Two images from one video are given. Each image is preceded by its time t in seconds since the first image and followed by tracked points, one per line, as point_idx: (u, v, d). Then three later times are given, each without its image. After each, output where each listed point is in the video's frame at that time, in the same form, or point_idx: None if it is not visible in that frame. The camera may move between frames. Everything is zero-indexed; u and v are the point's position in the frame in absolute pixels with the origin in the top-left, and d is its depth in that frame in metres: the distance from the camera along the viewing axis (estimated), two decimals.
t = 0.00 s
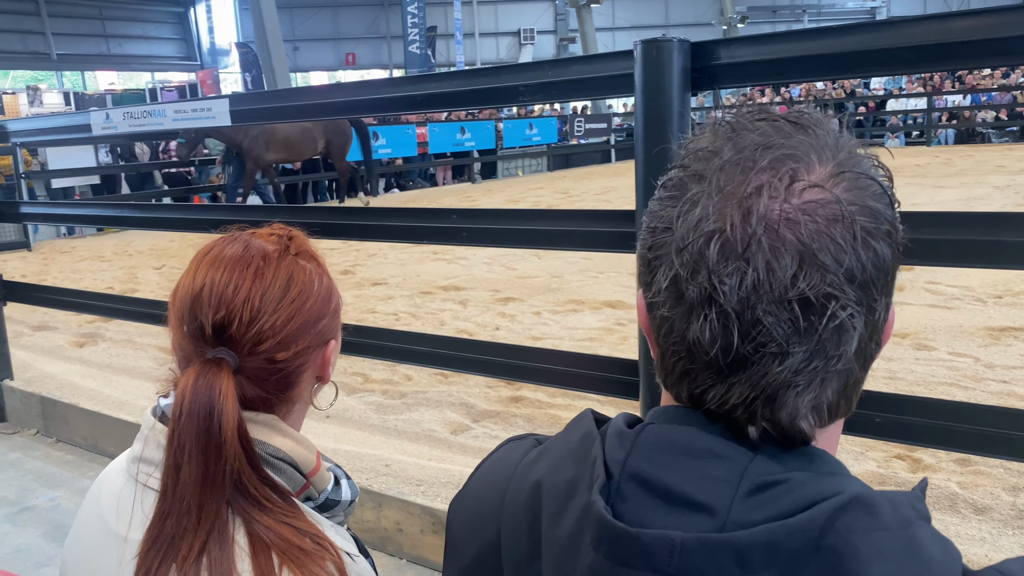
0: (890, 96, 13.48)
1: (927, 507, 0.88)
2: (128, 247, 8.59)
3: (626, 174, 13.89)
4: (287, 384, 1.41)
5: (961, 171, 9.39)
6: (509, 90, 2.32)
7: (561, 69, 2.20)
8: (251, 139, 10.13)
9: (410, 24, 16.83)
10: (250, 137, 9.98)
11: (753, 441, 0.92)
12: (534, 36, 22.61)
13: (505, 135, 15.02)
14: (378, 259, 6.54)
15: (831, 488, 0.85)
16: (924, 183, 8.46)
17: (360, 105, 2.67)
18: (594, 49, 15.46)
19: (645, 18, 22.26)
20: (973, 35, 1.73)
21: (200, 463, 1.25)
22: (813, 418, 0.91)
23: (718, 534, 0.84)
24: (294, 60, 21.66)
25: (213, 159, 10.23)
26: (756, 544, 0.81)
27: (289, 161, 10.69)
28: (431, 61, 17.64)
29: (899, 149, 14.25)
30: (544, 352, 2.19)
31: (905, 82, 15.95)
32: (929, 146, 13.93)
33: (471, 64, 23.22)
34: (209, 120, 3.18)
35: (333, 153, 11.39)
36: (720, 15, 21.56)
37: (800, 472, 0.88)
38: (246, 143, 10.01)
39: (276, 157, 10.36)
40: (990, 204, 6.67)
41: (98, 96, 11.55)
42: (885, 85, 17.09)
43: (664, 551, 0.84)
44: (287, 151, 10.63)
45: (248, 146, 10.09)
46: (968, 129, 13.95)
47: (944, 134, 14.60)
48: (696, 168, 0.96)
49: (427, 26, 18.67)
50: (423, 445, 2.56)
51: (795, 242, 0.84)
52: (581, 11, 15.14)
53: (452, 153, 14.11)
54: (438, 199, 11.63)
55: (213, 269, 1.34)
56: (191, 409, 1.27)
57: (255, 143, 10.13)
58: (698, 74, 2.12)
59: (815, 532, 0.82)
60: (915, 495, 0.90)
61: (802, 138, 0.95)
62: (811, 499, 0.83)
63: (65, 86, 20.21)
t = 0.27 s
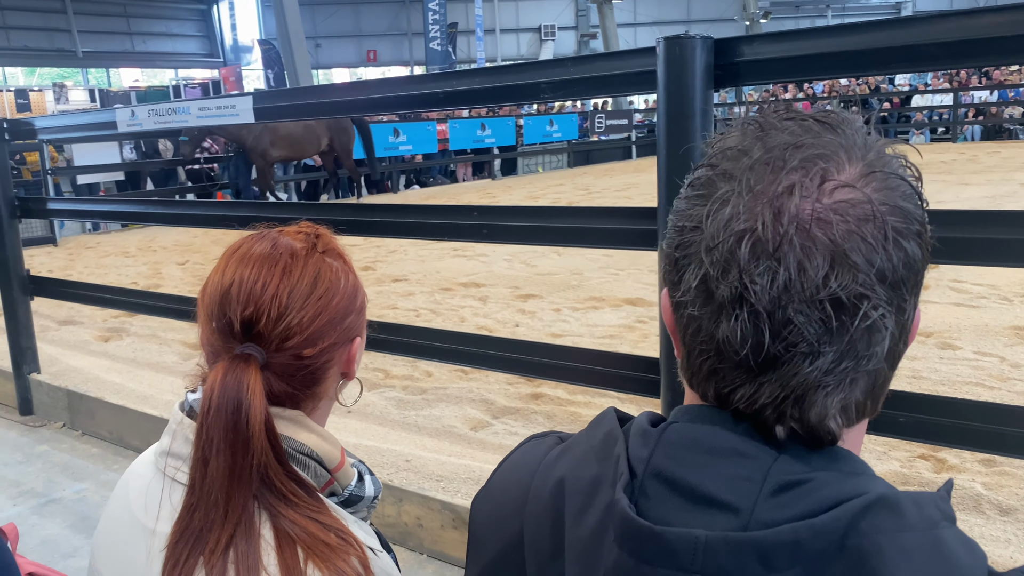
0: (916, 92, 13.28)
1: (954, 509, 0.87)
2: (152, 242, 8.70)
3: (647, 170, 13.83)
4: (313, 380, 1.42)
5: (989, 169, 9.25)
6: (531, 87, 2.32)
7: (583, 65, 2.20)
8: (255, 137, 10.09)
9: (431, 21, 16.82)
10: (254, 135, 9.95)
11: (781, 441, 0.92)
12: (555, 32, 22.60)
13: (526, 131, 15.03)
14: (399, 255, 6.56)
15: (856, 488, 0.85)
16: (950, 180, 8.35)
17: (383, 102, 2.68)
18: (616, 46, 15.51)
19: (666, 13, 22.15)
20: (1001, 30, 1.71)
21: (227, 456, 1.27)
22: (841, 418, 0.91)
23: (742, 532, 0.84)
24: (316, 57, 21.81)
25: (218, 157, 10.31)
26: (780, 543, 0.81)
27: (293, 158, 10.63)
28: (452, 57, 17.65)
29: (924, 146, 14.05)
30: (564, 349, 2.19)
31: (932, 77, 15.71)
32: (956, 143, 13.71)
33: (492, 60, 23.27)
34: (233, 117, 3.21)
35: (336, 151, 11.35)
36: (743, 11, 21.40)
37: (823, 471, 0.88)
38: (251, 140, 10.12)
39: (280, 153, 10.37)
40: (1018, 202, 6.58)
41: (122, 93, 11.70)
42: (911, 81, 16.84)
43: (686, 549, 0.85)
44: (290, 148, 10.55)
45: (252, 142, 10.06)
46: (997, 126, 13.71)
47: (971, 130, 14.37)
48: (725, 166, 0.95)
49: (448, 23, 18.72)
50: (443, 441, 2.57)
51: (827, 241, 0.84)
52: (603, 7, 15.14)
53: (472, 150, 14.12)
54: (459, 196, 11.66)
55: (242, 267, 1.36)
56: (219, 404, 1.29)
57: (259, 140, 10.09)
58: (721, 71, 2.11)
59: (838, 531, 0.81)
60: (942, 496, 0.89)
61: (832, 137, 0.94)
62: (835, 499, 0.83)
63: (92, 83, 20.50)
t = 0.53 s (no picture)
0: (943, 87, 13.10)
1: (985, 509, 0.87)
2: (177, 238, 8.84)
3: (670, 166, 13.77)
4: (339, 375, 1.43)
5: (1020, 165, 9.11)
6: (554, 83, 2.32)
7: (607, 61, 2.19)
8: (262, 135, 10.33)
9: (454, 18, 16.83)
10: (262, 132, 10.17)
11: (813, 439, 0.91)
12: (577, 28, 22.62)
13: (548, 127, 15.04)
14: (421, 251, 6.59)
15: (885, 486, 0.84)
16: (980, 176, 8.24)
17: (406, 98, 2.69)
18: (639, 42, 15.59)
19: (689, 9, 22.07)
20: None
21: (255, 450, 1.28)
22: (873, 415, 0.90)
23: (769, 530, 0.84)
24: (339, 54, 22.03)
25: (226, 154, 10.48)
26: (808, 540, 0.81)
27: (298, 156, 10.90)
28: (474, 54, 17.71)
29: (951, 142, 13.85)
30: (587, 345, 2.19)
31: (960, 73, 15.47)
32: (984, 139, 13.50)
33: (515, 57, 23.34)
34: (258, 114, 3.22)
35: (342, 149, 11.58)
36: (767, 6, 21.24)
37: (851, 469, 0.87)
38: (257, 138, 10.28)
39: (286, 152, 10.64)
40: None
41: (148, 90, 11.89)
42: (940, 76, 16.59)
43: (714, 546, 0.85)
44: (297, 146, 10.84)
45: (259, 141, 10.28)
46: None
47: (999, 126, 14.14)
48: (758, 161, 0.94)
49: (471, 20, 18.82)
50: (465, 436, 2.58)
51: (864, 237, 0.83)
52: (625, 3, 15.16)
53: (495, 146, 14.14)
54: (480, 192, 11.72)
55: (270, 263, 1.37)
56: (248, 398, 1.31)
57: (265, 138, 10.32)
58: (746, 66, 2.10)
59: (867, 530, 0.81)
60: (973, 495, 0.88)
61: (866, 132, 0.93)
62: (863, 497, 0.83)
63: (120, 81, 20.90)
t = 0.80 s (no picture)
0: (974, 81, 12.84)
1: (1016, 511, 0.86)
2: (203, 235, 8.94)
3: (694, 163, 13.67)
4: (366, 372, 1.44)
5: None
6: (578, 80, 2.31)
7: (631, 57, 2.18)
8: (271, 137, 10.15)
9: (476, 15, 16.83)
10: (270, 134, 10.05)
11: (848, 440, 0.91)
12: (600, 25, 22.55)
13: (570, 124, 14.99)
14: (443, 249, 6.61)
15: (914, 488, 0.84)
16: (1013, 173, 8.08)
17: (430, 96, 2.69)
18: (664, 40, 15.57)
19: (713, 4, 21.91)
20: None
21: (284, 447, 1.29)
22: (910, 415, 0.91)
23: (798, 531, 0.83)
24: (363, 53, 22.14)
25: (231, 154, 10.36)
26: (838, 543, 0.81)
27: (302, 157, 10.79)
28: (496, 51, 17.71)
29: (982, 138, 13.58)
30: (609, 343, 2.19)
31: (991, 67, 15.17)
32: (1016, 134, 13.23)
33: (537, 54, 23.33)
34: (283, 112, 3.24)
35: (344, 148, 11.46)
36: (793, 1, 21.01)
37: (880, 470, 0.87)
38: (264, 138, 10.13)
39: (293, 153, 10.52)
40: None
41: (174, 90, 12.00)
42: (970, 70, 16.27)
43: (742, 547, 0.85)
44: (303, 146, 10.75)
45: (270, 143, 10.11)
46: None
47: None
48: (794, 160, 0.93)
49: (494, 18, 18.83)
50: (489, 433, 2.59)
51: (908, 237, 0.83)
52: None
53: (518, 144, 14.12)
54: (503, 190, 11.73)
55: (299, 261, 1.38)
56: (277, 395, 1.32)
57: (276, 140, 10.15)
58: (772, 63, 2.08)
59: (897, 531, 0.81)
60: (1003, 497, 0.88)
61: (902, 132, 0.93)
62: (893, 499, 0.82)
63: (146, 79, 21.18)
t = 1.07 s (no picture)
0: (1004, 75, 12.56)
1: None
2: (228, 234, 9.06)
3: (716, 159, 13.55)
4: (390, 374, 1.45)
5: None
6: (599, 79, 2.30)
7: (652, 56, 2.16)
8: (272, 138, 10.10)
9: (497, 13, 16.82)
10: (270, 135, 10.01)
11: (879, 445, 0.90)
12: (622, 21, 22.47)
13: (592, 121, 14.92)
14: (465, 247, 6.63)
15: (941, 493, 0.83)
16: None
17: (450, 96, 2.69)
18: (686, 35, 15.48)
19: None
20: None
21: (309, 447, 1.30)
22: (943, 419, 0.90)
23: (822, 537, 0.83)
24: (384, 52, 22.27)
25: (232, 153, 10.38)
26: (862, 550, 0.80)
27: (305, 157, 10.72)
28: (518, 48, 17.72)
29: (1012, 133, 13.30)
30: (630, 343, 2.19)
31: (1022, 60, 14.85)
32: None
33: (557, 50, 23.32)
34: (307, 113, 3.26)
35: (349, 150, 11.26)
36: None
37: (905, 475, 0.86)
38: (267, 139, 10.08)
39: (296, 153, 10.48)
40: None
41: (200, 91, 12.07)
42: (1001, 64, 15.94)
43: (766, 552, 0.84)
44: (305, 147, 10.67)
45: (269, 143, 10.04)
46: None
47: None
48: (826, 163, 0.92)
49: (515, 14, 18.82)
50: (510, 432, 2.60)
51: (945, 241, 0.83)
52: None
53: (539, 141, 14.11)
54: (525, 187, 11.74)
55: (323, 264, 1.39)
56: (302, 396, 1.33)
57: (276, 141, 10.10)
58: (796, 61, 2.05)
59: (922, 539, 0.80)
60: None
61: (933, 134, 0.92)
62: (918, 505, 0.82)
63: (171, 80, 21.47)
